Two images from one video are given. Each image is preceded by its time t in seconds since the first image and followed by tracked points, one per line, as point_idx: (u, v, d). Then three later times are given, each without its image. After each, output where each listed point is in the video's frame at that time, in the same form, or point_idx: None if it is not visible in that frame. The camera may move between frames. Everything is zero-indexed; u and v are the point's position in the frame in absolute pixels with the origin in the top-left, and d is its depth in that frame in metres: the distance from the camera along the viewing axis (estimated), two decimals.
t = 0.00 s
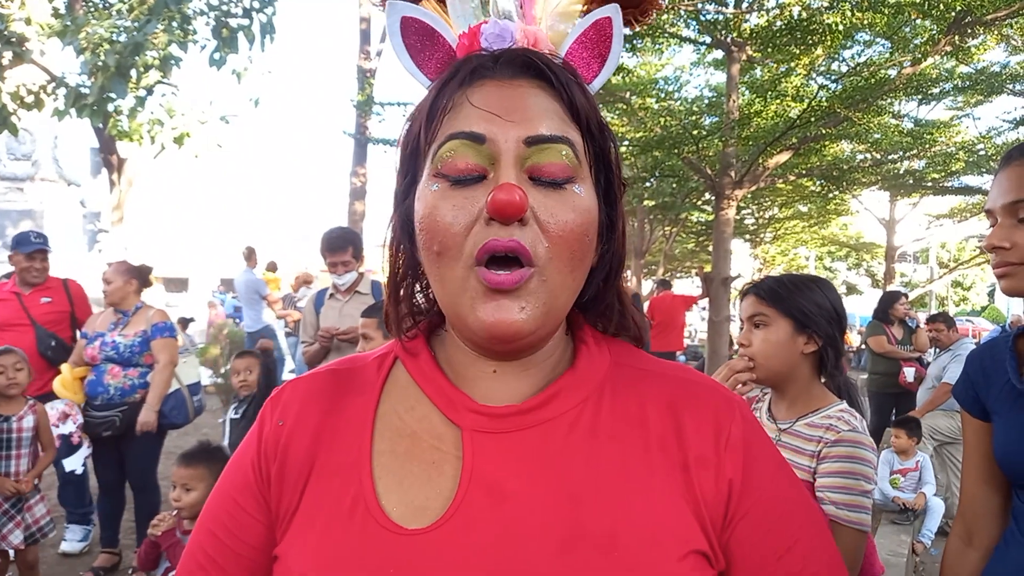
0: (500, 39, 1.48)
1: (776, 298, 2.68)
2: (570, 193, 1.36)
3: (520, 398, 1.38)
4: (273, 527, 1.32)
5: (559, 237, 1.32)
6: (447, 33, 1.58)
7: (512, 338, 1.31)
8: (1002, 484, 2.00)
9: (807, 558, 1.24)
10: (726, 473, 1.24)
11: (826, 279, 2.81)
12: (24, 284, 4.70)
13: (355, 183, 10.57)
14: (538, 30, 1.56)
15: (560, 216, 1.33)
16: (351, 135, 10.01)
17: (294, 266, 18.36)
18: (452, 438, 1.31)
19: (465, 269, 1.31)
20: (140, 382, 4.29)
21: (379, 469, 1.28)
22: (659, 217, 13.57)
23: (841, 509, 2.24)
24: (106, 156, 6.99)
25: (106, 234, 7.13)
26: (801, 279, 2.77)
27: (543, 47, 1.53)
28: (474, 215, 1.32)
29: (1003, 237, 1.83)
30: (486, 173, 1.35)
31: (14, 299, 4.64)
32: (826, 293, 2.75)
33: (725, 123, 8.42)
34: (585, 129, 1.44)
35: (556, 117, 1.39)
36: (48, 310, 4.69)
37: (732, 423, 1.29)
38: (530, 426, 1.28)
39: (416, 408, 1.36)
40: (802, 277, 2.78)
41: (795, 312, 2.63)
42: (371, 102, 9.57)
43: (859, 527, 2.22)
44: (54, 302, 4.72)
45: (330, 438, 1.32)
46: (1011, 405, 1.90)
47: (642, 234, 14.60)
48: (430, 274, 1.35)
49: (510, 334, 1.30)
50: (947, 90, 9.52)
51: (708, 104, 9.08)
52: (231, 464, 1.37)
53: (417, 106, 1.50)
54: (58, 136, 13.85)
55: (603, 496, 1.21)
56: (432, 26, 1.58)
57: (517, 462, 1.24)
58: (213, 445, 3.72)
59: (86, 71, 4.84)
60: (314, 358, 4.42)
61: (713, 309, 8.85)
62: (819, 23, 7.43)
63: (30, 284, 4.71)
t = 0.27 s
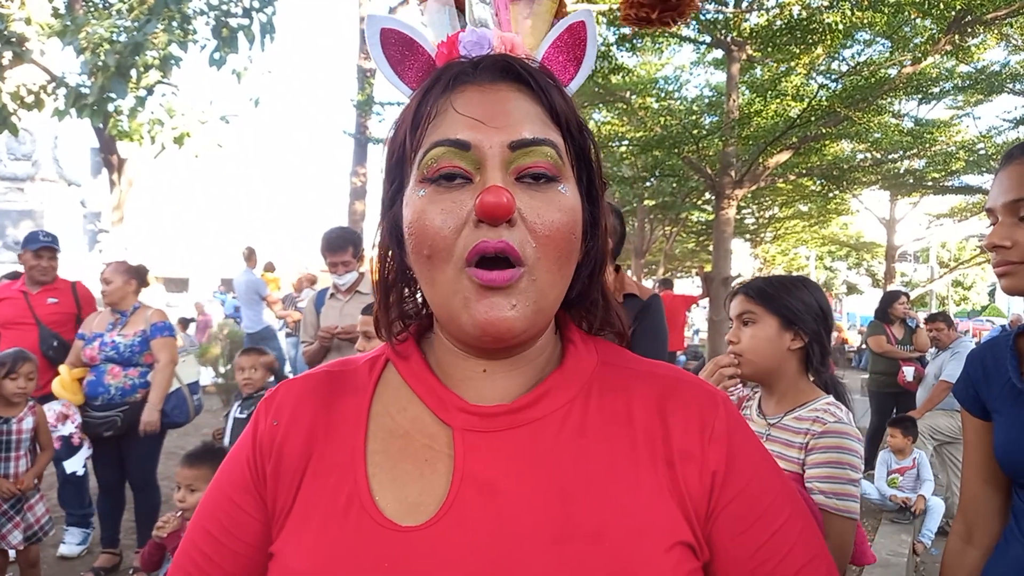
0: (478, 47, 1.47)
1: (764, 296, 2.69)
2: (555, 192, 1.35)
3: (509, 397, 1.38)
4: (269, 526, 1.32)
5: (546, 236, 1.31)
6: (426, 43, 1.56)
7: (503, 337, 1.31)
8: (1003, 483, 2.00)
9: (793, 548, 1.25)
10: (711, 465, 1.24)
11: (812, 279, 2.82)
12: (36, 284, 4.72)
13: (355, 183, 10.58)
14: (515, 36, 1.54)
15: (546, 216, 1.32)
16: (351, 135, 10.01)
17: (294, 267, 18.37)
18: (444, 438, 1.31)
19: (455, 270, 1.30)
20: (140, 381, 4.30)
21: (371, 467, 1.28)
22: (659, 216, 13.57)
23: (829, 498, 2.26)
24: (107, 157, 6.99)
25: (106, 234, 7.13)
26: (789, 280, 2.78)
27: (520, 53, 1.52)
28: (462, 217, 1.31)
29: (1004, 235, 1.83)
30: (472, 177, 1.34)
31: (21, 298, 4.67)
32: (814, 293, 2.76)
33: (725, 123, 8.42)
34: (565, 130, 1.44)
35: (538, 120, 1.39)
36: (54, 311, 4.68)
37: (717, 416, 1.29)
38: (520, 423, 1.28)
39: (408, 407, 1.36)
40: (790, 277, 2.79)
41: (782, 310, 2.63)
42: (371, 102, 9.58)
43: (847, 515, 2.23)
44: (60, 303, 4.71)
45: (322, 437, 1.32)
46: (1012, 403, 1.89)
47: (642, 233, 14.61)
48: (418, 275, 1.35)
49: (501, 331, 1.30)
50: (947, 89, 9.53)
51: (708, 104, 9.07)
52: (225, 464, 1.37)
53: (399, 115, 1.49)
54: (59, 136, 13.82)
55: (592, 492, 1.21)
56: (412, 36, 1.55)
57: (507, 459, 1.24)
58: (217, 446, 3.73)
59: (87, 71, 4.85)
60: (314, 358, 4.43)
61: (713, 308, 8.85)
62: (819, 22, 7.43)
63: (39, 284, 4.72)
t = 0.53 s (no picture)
0: (474, 48, 1.48)
1: (744, 296, 2.76)
2: (548, 194, 1.36)
3: (503, 394, 1.39)
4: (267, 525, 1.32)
5: (539, 236, 1.32)
6: (423, 43, 1.55)
7: (496, 326, 1.31)
8: (1006, 482, 2.00)
9: (786, 540, 1.25)
10: (704, 459, 1.25)
11: (794, 280, 2.89)
12: (48, 284, 4.73)
13: (357, 182, 10.59)
14: (510, 38, 1.57)
15: (539, 217, 1.32)
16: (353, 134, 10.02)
17: (296, 266, 18.38)
18: (440, 434, 1.31)
19: (445, 267, 1.30)
20: (142, 379, 4.30)
21: (367, 464, 1.29)
22: (661, 216, 13.58)
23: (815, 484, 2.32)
24: (109, 156, 7.04)
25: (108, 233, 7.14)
26: (769, 280, 2.85)
27: (516, 55, 1.54)
28: (455, 218, 1.31)
29: (1006, 236, 1.84)
30: (465, 180, 1.34)
31: (32, 296, 4.70)
32: (793, 292, 2.83)
33: (727, 123, 8.41)
34: (559, 134, 1.43)
35: (531, 124, 1.39)
36: (65, 313, 4.67)
37: (708, 411, 1.30)
38: (514, 419, 1.28)
39: (404, 406, 1.36)
40: (769, 277, 2.86)
41: (762, 308, 2.70)
42: (373, 101, 9.58)
43: (834, 499, 2.30)
44: (71, 305, 4.69)
45: (319, 435, 1.33)
46: (1016, 403, 1.89)
47: (644, 233, 14.62)
48: (412, 273, 1.35)
49: (493, 322, 1.30)
50: (950, 89, 9.53)
51: (710, 104, 9.06)
52: (223, 464, 1.37)
53: (395, 117, 1.49)
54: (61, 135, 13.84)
55: (585, 487, 1.21)
56: (409, 37, 1.54)
57: (502, 455, 1.25)
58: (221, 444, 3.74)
59: (89, 70, 4.85)
60: (317, 357, 4.44)
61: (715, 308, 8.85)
62: (821, 22, 7.42)
63: (51, 285, 4.72)
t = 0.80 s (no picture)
0: (492, 47, 1.48)
1: (727, 297, 2.82)
2: (557, 199, 1.36)
3: (505, 392, 1.40)
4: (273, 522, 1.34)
5: (547, 238, 1.32)
6: (440, 38, 1.56)
7: (500, 327, 1.33)
8: (1008, 481, 2.00)
9: (785, 538, 1.26)
10: (703, 458, 1.25)
11: (775, 280, 2.94)
12: (48, 282, 4.75)
13: (359, 182, 10.60)
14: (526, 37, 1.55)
15: (548, 218, 1.33)
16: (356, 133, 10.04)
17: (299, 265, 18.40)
18: (441, 432, 1.32)
19: (450, 263, 1.32)
20: (145, 377, 4.32)
21: (370, 462, 1.30)
22: (663, 216, 13.59)
23: (804, 472, 2.36)
24: (113, 155, 7.04)
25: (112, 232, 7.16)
26: (751, 281, 2.90)
27: (534, 56, 1.52)
28: (464, 216, 1.32)
29: (1007, 236, 1.84)
30: (477, 179, 1.35)
31: (35, 295, 4.73)
32: (774, 291, 2.88)
33: (730, 122, 8.41)
34: (571, 139, 1.44)
35: (544, 127, 1.39)
36: (65, 311, 4.69)
37: (708, 410, 1.30)
38: (515, 417, 1.29)
39: (407, 404, 1.37)
40: (751, 278, 2.92)
41: (744, 307, 2.76)
42: (376, 100, 9.59)
43: (824, 484, 2.33)
44: (72, 304, 4.71)
45: (322, 433, 1.34)
46: (1018, 402, 1.90)
47: (646, 232, 14.62)
48: (418, 269, 1.36)
49: (499, 323, 1.32)
50: (953, 88, 9.52)
51: (713, 103, 9.05)
52: (230, 462, 1.39)
53: (409, 110, 1.49)
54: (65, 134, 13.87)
55: (584, 486, 1.22)
56: (426, 31, 1.55)
57: (502, 453, 1.26)
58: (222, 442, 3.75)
59: (93, 69, 4.87)
60: (320, 356, 4.45)
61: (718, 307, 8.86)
62: (825, 21, 7.42)
63: (52, 282, 4.74)
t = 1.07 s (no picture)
0: (511, 52, 1.47)
1: (723, 301, 2.81)
2: (555, 199, 1.35)
3: (512, 395, 1.40)
4: (281, 520, 1.34)
5: (539, 240, 1.32)
6: (465, 44, 1.55)
7: (492, 329, 1.32)
8: (1008, 483, 2.00)
9: (787, 555, 1.26)
10: (710, 469, 1.26)
11: (770, 283, 2.93)
12: (44, 284, 4.75)
13: (360, 184, 10.62)
14: (550, 45, 1.53)
15: (544, 221, 1.32)
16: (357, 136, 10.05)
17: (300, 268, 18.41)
18: (448, 437, 1.33)
19: (445, 263, 1.33)
20: (147, 379, 4.34)
21: (379, 465, 1.30)
22: (664, 218, 13.59)
23: (795, 471, 2.36)
24: (114, 157, 7.03)
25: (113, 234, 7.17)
26: (746, 285, 2.89)
27: (553, 62, 1.50)
28: (457, 214, 1.33)
29: (1007, 239, 1.84)
30: (475, 175, 1.36)
31: (32, 297, 4.73)
32: (769, 294, 2.87)
33: (730, 124, 8.42)
34: (579, 141, 1.43)
35: (549, 124, 1.39)
36: (63, 312, 4.70)
37: (718, 421, 1.31)
38: (523, 423, 1.30)
39: (416, 407, 1.38)
40: (747, 283, 2.91)
41: (741, 311, 2.76)
42: (377, 103, 9.61)
43: (814, 482, 2.33)
44: (69, 304, 4.72)
45: (332, 434, 1.34)
46: (1018, 405, 1.90)
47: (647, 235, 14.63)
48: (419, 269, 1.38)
49: (488, 324, 1.31)
50: (954, 90, 9.54)
51: (713, 105, 9.06)
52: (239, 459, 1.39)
53: (426, 112, 1.51)
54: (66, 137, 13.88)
55: (591, 493, 1.23)
56: (451, 36, 1.55)
57: (510, 458, 1.26)
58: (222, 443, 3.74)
59: (95, 72, 4.88)
60: (323, 357, 4.46)
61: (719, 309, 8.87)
62: (825, 23, 7.43)
63: (48, 284, 4.75)
